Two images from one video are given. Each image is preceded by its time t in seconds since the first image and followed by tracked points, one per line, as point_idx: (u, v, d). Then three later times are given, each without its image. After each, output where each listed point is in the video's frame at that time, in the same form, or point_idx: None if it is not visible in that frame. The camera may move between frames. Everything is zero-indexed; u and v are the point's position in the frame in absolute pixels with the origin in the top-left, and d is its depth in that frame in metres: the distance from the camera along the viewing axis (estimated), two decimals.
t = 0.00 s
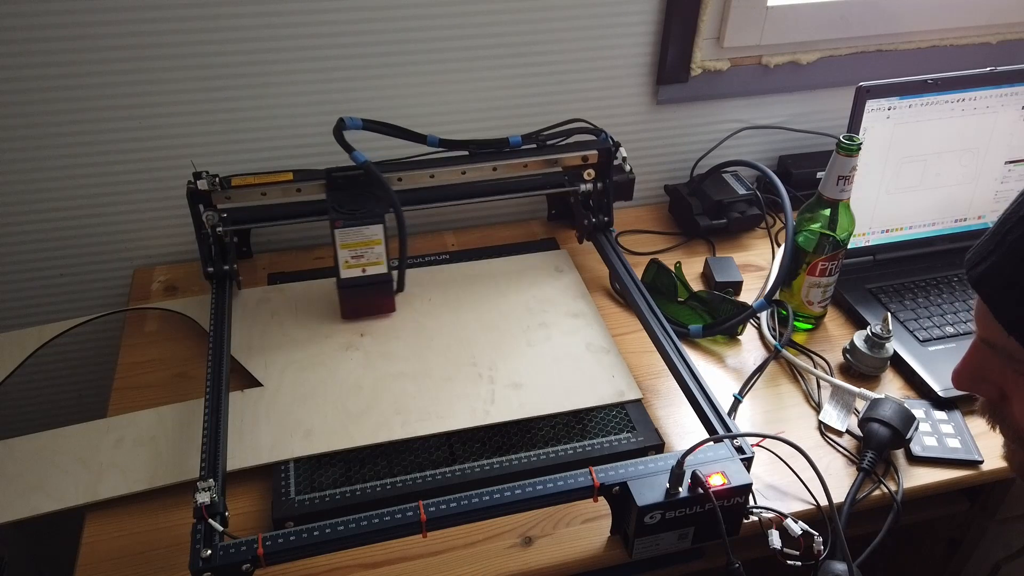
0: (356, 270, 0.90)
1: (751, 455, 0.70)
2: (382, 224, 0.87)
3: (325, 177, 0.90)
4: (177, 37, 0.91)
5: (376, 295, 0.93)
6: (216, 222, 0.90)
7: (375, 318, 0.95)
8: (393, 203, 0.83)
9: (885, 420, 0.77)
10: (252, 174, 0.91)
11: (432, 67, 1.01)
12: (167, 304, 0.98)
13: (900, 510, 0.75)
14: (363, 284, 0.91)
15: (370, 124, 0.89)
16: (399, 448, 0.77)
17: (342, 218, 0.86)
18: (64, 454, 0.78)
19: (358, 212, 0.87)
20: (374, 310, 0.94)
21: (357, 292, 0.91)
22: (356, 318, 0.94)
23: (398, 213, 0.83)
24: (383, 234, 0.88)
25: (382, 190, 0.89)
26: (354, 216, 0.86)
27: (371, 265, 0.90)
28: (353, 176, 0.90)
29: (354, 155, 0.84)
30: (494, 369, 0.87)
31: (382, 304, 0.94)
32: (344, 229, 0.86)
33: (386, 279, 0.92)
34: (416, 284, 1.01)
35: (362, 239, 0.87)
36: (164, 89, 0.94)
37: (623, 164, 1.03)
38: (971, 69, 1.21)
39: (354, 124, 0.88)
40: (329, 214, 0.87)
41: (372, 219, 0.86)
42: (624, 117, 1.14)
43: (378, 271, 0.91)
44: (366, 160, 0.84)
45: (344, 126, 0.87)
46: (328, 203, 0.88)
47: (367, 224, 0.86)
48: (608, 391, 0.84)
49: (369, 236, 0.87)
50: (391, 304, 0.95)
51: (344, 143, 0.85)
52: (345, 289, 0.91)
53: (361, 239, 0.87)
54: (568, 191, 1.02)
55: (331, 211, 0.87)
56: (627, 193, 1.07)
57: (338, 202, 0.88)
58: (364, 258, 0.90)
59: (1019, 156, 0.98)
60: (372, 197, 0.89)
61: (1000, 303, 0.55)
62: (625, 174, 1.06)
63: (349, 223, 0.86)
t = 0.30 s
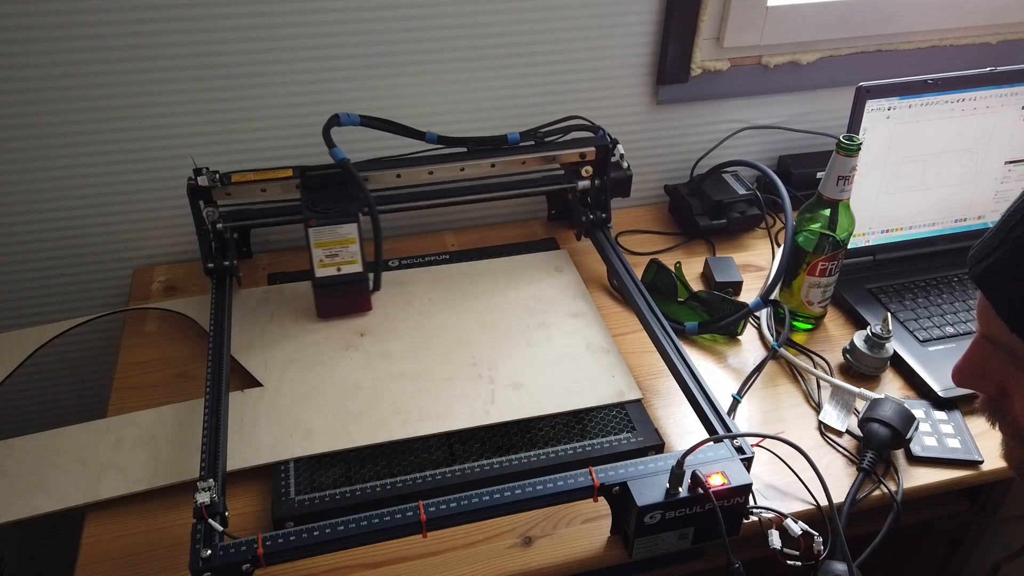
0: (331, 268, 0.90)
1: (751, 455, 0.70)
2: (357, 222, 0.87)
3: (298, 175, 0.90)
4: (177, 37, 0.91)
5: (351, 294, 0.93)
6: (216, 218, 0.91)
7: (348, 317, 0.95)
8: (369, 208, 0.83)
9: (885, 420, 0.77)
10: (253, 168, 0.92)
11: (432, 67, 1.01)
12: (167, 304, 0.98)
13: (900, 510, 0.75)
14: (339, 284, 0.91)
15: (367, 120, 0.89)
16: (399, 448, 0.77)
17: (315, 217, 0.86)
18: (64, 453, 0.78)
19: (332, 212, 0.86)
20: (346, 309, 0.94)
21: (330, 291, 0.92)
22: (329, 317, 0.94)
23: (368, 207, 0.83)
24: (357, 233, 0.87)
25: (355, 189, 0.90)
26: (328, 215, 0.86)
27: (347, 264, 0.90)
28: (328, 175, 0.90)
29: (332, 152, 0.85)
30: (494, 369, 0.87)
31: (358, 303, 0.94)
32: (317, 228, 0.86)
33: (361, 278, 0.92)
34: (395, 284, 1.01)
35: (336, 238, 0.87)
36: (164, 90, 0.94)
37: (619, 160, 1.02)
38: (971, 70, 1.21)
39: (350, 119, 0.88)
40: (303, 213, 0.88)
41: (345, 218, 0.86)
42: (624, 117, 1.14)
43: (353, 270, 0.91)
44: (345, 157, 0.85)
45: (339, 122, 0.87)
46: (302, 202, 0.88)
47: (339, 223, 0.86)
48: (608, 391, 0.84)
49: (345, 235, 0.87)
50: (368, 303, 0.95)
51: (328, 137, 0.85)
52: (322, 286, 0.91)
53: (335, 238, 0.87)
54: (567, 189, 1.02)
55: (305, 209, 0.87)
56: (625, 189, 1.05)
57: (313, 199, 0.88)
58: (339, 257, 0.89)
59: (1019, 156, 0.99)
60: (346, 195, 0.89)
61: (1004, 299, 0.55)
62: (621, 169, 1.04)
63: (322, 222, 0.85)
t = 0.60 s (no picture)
0: (306, 267, 0.91)
1: (751, 455, 0.70)
2: (331, 222, 0.87)
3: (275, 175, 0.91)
4: (177, 37, 0.91)
5: (326, 293, 0.93)
6: (216, 214, 0.91)
7: (324, 314, 0.95)
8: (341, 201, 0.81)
9: (885, 420, 0.77)
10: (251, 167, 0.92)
11: (433, 67, 1.01)
12: (167, 304, 0.98)
13: (900, 510, 0.75)
14: (315, 283, 0.92)
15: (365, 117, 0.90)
16: (399, 448, 0.77)
17: (290, 216, 0.86)
18: (64, 453, 0.78)
19: (306, 211, 0.87)
20: (325, 308, 0.94)
21: (306, 288, 0.92)
22: (307, 316, 0.94)
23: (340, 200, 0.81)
24: (331, 233, 0.88)
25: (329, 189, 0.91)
26: (301, 216, 0.87)
27: (320, 262, 0.91)
28: (303, 174, 0.91)
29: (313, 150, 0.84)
30: (494, 369, 0.87)
31: (333, 300, 0.94)
32: (291, 227, 0.86)
33: (335, 277, 0.92)
34: (397, 283, 1.01)
35: (310, 237, 0.88)
36: (164, 90, 0.94)
37: (618, 157, 1.03)
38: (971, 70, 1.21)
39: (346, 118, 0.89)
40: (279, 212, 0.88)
41: (319, 217, 0.87)
42: (624, 117, 1.14)
43: (329, 270, 0.91)
44: (324, 155, 0.84)
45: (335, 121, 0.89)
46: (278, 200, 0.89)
47: (313, 221, 0.87)
48: (608, 391, 0.84)
49: (318, 235, 0.88)
50: (344, 301, 0.95)
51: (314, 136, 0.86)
52: (297, 285, 0.91)
53: (309, 237, 0.88)
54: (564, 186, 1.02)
55: (280, 208, 0.88)
56: (621, 185, 1.05)
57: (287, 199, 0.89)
58: (313, 256, 0.90)
59: (1019, 156, 0.98)
60: (321, 194, 0.91)
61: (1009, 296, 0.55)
62: (619, 166, 1.03)
63: (296, 221, 0.86)
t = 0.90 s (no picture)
0: (294, 271, 0.90)
1: (751, 455, 0.70)
2: (320, 225, 0.86)
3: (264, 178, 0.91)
4: (177, 37, 0.91)
5: (312, 296, 0.92)
6: (217, 215, 0.91)
7: (309, 317, 0.94)
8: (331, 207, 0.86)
9: (885, 421, 0.77)
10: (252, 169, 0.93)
11: (433, 67, 1.01)
12: (167, 304, 0.98)
13: (900, 510, 0.75)
14: (303, 286, 0.91)
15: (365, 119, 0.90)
16: (399, 448, 0.77)
17: (277, 218, 0.85)
18: (65, 453, 0.78)
19: (294, 214, 0.86)
20: (312, 310, 0.94)
21: (294, 291, 0.91)
22: (294, 319, 0.94)
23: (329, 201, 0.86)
24: (320, 234, 0.87)
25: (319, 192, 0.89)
26: (289, 218, 0.85)
27: (310, 265, 0.90)
28: (292, 176, 0.91)
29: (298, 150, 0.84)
30: (494, 369, 0.87)
31: (324, 304, 0.93)
32: (278, 230, 0.85)
33: (324, 280, 0.91)
34: (397, 283, 1.01)
35: (298, 239, 0.86)
36: (164, 90, 0.94)
37: (619, 158, 1.02)
38: (971, 70, 1.22)
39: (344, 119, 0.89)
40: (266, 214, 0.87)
41: (308, 220, 0.86)
42: (624, 117, 1.14)
43: (317, 273, 0.90)
44: (314, 157, 0.86)
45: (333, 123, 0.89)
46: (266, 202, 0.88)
47: (302, 224, 0.86)
48: (609, 391, 0.84)
49: (307, 238, 0.86)
50: (333, 305, 0.94)
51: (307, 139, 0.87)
52: (285, 288, 0.90)
53: (298, 239, 0.86)
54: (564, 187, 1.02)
55: (267, 209, 0.87)
56: (623, 187, 1.04)
57: (274, 201, 0.88)
58: (302, 259, 0.89)
59: (1019, 156, 0.98)
60: (309, 196, 0.89)
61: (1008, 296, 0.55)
62: (620, 167, 1.02)
63: (283, 224, 0.85)
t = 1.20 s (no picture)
0: (293, 285, 0.88)
1: (751, 455, 0.70)
2: (319, 240, 0.85)
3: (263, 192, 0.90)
4: (177, 37, 0.91)
5: (310, 312, 0.89)
6: (216, 229, 0.91)
7: (309, 335, 0.91)
8: (332, 214, 0.85)
9: (885, 421, 0.77)
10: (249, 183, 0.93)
11: (433, 67, 1.01)
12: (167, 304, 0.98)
13: (900, 510, 0.75)
14: (301, 300, 0.88)
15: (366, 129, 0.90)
16: (399, 448, 0.77)
17: (276, 232, 0.84)
18: (66, 453, 0.78)
19: (293, 227, 0.85)
20: (312, 326, 0.91)
21: (295, 308, 0.88)
22: (293, 334, 0.91)
23: (330, 212, 0.85)
24: (320, 249, 0.86)
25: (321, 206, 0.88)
26: (290, 232, 0.84)
27: (309, 279, 0.88)
28: (292, 189, 0.90)
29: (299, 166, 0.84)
30: (494, 369, 0.87)
31: (324, 320, 0.91)
32: (278, 244, 0.84)
33: (322, 294, 0.89)
34: (397, 283, 1.01)
35: (298, 254, 0.85)
36: (164, 90, 0.94)
37: (628, 170, 1.05)
38: (971, 70, 1.21)
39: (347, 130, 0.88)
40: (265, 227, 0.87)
41: (307, 235, 0.85)
42: (624, 117, 1.14)
43: (317, 287, 0.88)
44: (314, 169, 0.85)
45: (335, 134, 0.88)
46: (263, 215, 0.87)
47: (302, 239, 0.85)
48: (609, 391, 0.84)
49: (306, 252, 0.85)
50: (333, 320, 0.92)
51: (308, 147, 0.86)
52: (285, 304, 0.88)
53: (297, 254, 0.85)
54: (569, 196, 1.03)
55: (265, 223, 0.86)
56: (628, 198, 1.06)
57: (274, 215, 0.87)
58: (302, 273, 0.87)
59: (1019, 156, 0.99)
60: (309, 209, 0.88)
61: None
62: (630, 179, 1.05)
63: (283, 238, 0.84)
